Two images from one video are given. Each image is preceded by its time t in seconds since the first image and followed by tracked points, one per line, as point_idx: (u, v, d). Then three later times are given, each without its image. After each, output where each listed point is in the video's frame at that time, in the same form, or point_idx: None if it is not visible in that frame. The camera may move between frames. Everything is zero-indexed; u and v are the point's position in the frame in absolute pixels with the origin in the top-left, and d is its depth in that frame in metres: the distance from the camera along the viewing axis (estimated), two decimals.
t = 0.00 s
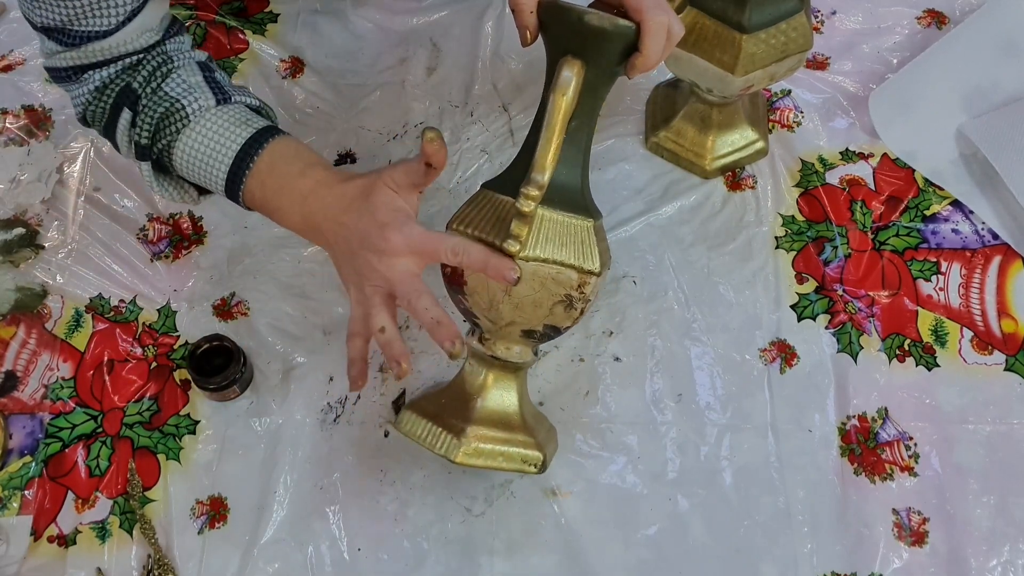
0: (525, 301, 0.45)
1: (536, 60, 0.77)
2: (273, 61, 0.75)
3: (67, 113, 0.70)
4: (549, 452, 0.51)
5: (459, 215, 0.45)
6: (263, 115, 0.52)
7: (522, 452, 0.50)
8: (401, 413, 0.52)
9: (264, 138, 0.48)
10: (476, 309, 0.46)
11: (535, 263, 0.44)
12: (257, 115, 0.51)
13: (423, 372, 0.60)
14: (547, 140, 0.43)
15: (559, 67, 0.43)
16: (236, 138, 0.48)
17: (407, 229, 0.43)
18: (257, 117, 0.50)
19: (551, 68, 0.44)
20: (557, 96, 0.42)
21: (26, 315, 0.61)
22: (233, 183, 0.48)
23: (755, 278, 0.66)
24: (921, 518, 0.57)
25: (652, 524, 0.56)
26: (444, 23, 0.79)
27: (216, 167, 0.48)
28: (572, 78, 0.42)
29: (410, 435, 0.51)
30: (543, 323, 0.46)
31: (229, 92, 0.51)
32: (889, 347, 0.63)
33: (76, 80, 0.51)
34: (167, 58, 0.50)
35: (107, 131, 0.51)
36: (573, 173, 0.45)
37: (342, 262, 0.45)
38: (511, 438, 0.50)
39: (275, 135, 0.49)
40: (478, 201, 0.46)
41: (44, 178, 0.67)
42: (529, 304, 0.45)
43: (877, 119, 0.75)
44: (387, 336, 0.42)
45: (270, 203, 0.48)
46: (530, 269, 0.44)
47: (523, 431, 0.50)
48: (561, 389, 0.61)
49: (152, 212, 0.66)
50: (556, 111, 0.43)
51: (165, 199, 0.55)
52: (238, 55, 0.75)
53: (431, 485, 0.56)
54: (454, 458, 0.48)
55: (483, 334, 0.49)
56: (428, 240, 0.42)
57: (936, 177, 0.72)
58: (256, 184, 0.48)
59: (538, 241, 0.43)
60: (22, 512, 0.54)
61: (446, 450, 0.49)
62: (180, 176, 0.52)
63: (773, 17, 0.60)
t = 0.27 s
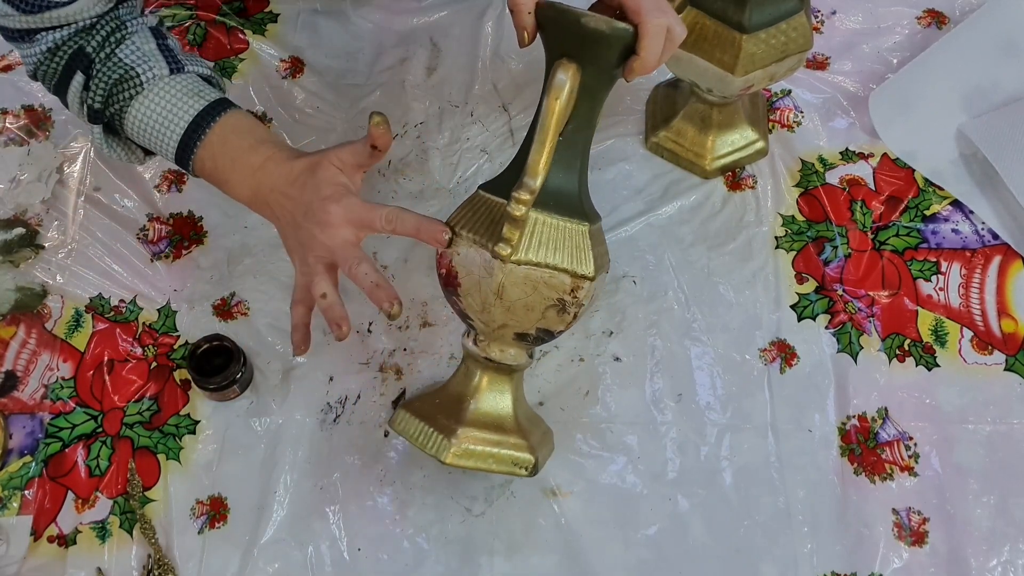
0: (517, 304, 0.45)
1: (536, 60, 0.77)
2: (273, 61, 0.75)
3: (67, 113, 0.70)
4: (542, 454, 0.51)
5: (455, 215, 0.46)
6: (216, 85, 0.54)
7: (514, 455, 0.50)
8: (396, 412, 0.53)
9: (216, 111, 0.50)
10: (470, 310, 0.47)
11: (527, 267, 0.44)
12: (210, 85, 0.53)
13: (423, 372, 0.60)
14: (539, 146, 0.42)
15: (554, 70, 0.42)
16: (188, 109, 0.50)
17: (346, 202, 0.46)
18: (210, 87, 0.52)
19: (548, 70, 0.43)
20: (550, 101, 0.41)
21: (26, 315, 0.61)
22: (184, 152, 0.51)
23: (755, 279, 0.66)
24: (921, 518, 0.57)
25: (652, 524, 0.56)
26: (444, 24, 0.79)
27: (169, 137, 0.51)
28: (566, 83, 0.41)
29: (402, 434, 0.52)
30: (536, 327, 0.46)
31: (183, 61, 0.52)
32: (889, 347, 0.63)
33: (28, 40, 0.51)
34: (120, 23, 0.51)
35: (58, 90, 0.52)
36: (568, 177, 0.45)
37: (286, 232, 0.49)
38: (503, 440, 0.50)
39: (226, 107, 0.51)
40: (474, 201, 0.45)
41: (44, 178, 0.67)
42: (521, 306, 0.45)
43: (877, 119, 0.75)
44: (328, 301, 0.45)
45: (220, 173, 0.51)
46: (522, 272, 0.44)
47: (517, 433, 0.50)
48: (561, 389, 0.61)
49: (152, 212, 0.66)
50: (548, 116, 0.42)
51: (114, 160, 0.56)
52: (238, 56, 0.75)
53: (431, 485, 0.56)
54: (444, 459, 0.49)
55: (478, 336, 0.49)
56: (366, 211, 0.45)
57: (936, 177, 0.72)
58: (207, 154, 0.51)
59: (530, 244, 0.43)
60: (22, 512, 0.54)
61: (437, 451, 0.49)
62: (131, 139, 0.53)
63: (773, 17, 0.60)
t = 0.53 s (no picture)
0: (526, 309, 0.45)
1: (536, 60, 0.77)
2: (273, 61, 0.75)
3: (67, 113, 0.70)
4: (549, 457, 0.51)
5: (459, 220, 0.45)
6: (242, 109, 0.53)
7: (523, 457, 0.50)
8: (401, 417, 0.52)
9: (241, 134, 0.49)
10: (477, 315, 0.46)
11: (536, 271, 0.43)
12: (236, 109, 0.52)
13: (423, 373, 0.60)
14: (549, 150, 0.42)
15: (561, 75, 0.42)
16: (213, 132, 0.49)
17: (378, 226, 0.45)
18: (235, 111, 0.51)
19: (553, 75, 0.43)
20: (559, 106, 0.42)
21: (26, 315, 0.61)
22: (207, 176, 0.50)
23: (755, 279, 0.66)
24: (921, 518, 0.57)
25: (652, 524, 0.56)
26: (444, 24, 0.79)
27: (193, 160, 0.49)
28: (574, 87, 0.42)
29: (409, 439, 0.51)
30: (544, 330, 0.46)
31: (208, 86, 0.51)
32: (889, 348, 0.63)
33: (53, 67, 0.51)
34: (145, 48, 0.51)
35: (83, 119, 0.51)
36: (574, 181, 0.45)
37: (313, 256, 0.48)
38: (511, 443, 0.50)
39: (252, 131, 0.50)
40: (480, 206, 0.45)
41: (44, 178, 0.67)
42: (530, 311, 0.45)
43: (877, 119, 0.75)
44: (355, 327, 0.44)
45: (245, 197, 0.50)
46: (531, 277, 0.43)
47: (524, 436, 0.51)
48: (560, 389, 0.61)
49: (152, 212, 0.66)
50: (558, 121, 0.42)
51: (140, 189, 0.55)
52: (238, 56, 0.75)
53: (431, 485, 0.56)
54: (453, 464, 0.49)
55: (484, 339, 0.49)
56: (397, 236, 0.44)
57: (936, 177, 0.72)
58: (231, 176, 0.49)
59: (540, 249, 0.43)
60: (22, 512, 0.54)
61: (446, 456, 0.49)
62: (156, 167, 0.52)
63: (773, 17, 0.60)
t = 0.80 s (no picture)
0: (529, 305, 0.45)
1: (536, 60, 0.77)
2: (272, 61, 0.75)
3: (67, 113, 0.70)
4: (550, 454, 0.51)
5: (462, 217, 0.45)
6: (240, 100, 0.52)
7: (524, 455, 0.50)
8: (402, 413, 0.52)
9: (239, 126, 0.48)
10: (479, 312, 0.46)
11: (540, 268, 0.43)
12: (235, 101, 0.51)
13: (423, 373, 0.60)
14: (554, 146, 0.43)
15: (567, 72, 0.43)
16: (213, 125, 0.48)
17: (378, 219, 0.44)
18: (235, 103, 0.50)
19: (558, 72, 0.44)
20: (564, 103, 0.43)
21: (26, 315, 0.61)
22: (209, 171, 0.49)
23: (755, 279, 0.66)
24: (921, 518, 0.57)
25: (652, 524, 0.56)
26: (444, 24, 0.79)
27: (194, 154, 0.49)
28: (580, 85, 0.43)
29: (410, 436, 0.51)
30: (546, 327, 0.46)
31: (206, 77, 0.51)
32: (889, 347, 0.63)
33: (53, 62, 0.50)
34: (142, 41, 0.50)
35: (84, 114, 0.51)
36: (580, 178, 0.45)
37: (317, 250, 0.47)
38: (513, 440, 0.50)
39: (252, 123, 0.49)
40: (484, 203, 0.45)
41: (44, 178, 0.67)
42: (532, 307, 0.45)
43: (877, 119, 0.75)
44: (360, 322, 0.44)
45: (247, 190, 0.49)
46: (534, 273, 0.44)
47: (525, 433, 0.50)
48: (561, 389, 0.61)
49: (152, 212, 0.66)
50: (563, 117, 0.43)
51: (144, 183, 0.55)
52: (238, 55, 0.75)
53: (431, 485, 0.56)
54: (455, 461, 0.48)
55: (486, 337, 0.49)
56: (400, 230, 0.43)
57: (936, 177, 0.72)
58: (233, 172, 0.48)
59: (543, 244, 0.43)
60: (22, 513, 0.54)
61: (447, 453, 0.49)
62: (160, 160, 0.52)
63: (773, 17, 0.60)
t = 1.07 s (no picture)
0: (522, 299, 0.44)
1: (536, 60, 0.77)
2: (273, 61, 0.75)
3: (67, 113, 0.70)
4: (543, 452, 0.51)
5: (457, 213, 0.45)
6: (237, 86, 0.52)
7: (516, 451, 0.49)
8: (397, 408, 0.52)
9: (232, 116, 0.48)
10: (473, 307, 0.46)
11: (532, 262, 0.43)
12: (230, 87, 0.50)
13: (423, 372, 0.60)
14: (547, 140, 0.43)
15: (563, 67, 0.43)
16: (206, 113, 0.48)
17: (359, 223, 0.44)
18: (230, 89, 0.50)
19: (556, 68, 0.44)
20: (559, 97, 0.42)
21: (26, 315, 0.61)
22: (203, 158, 0.49)
23: (755, 278, 0.66)
24: (921, 518, 0.57)
25: (652, 524, 0.56)
26: (444, 24, 0.79)
27: (188, 142, 0.49)
28: (575, 80, 0.42)
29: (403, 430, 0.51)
30: (539, 323, 0.46)
31: (203, 62, 0.50)
32: (889, 347, 0.63)
33: (52, 42, 0.49)
34: (142, 24, 0.49)
35: (83, 92, 0.51)
36: (574, 174, 0.45)
37: (300, 242, 0.47)
38: (504, 436, 0.49)
39: (246, 111, 0.49)
40: (479, 199, 0.46)
41: (44, 178, 0.67)
42: (525, 302, 0.45)
43: (877, 119, 0.75)
44: (332, 326, 0.45)
45: (237, 178, 0.49)
46: (527, 267, 0.43)
47: (519, 430, 0.50)
48: (561, 389, 0.61)
49: (152, 212, 0.66)
50: (557, 112, 0.43)
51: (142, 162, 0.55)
52: (238, 56, 0.75)
53: (431, 485, 0.56)
54: (445, 455, 0.48)
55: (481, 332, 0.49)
56: (377, 235, 0.44)
57: (936, 177, 0.72)
58: (225, 159, 0.49)
59: (536, 240, 0.43)
60: (22, 513, 0.54)
61: (438, 446, 0.48)
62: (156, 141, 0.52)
63: (773, 17, 0.60)
